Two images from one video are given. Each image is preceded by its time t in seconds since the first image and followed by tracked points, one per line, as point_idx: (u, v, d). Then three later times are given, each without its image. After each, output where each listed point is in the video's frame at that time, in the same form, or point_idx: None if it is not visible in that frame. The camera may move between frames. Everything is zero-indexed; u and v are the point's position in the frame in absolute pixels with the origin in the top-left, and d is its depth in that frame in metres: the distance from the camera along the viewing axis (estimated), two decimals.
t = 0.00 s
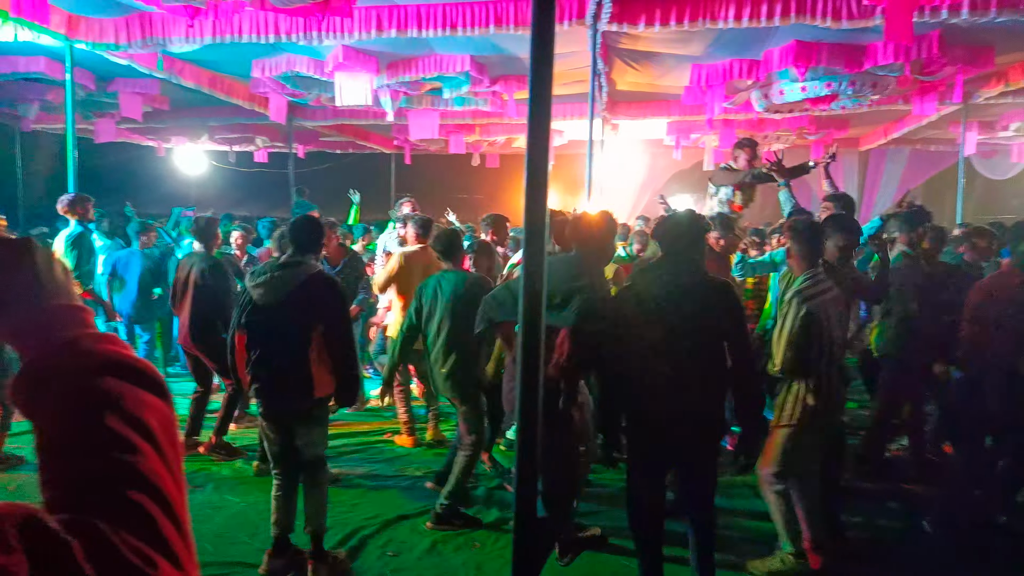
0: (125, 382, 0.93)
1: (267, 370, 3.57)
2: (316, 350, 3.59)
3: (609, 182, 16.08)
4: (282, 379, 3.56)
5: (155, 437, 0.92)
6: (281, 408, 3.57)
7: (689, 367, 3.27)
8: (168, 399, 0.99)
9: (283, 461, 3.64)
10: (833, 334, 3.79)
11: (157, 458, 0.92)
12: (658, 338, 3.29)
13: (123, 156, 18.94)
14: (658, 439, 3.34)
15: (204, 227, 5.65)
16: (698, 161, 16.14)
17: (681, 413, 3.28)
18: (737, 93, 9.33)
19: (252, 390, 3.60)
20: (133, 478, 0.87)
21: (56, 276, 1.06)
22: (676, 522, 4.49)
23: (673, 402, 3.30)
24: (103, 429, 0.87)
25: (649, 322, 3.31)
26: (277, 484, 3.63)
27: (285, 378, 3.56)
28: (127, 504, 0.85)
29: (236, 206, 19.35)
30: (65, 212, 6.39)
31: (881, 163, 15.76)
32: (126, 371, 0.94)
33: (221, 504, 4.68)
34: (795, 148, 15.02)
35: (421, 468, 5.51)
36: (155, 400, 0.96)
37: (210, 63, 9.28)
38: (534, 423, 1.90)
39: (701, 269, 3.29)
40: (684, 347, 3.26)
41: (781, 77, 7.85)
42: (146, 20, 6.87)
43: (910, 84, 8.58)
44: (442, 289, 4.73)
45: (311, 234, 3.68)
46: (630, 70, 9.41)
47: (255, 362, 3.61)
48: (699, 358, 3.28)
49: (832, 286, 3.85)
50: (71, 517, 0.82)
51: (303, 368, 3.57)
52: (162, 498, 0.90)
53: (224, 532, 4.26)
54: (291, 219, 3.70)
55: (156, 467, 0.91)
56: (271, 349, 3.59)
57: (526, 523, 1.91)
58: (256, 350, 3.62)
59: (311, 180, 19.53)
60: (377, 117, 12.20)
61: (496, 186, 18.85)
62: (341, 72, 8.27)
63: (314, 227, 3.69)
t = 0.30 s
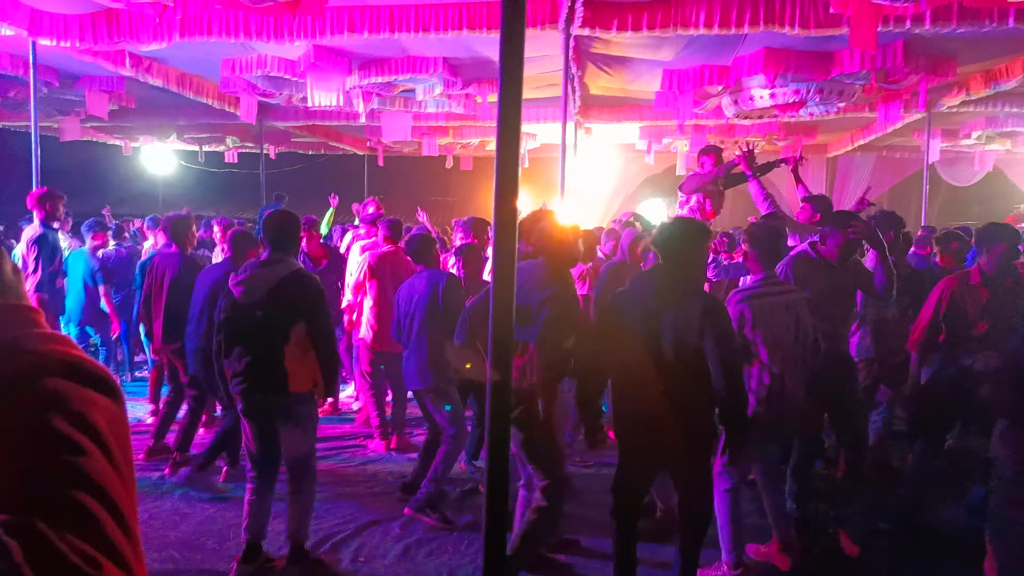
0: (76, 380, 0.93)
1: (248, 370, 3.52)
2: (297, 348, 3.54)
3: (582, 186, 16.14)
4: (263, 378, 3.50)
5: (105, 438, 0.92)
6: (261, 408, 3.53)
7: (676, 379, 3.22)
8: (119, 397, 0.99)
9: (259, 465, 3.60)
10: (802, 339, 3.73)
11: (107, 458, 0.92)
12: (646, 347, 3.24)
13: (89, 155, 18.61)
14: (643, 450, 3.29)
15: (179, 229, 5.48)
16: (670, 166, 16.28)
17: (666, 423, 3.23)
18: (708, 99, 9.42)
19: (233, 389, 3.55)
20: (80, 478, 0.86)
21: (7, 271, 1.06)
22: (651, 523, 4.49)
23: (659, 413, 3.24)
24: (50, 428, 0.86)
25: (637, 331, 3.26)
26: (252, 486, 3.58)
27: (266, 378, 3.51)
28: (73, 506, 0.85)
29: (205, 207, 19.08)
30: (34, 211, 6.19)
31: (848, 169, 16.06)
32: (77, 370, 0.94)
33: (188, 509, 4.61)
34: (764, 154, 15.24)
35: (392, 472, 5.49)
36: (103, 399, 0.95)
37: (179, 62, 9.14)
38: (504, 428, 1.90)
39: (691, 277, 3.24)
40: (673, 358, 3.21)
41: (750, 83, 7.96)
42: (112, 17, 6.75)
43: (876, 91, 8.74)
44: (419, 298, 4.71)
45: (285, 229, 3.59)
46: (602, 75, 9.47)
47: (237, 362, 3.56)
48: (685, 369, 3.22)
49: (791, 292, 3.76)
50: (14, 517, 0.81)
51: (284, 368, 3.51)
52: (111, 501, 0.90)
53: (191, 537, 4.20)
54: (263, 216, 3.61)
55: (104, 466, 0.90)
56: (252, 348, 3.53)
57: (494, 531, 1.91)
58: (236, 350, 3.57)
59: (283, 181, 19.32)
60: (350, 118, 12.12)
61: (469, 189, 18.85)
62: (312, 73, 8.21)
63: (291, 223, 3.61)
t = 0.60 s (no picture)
0: (69, 384, 0.93)
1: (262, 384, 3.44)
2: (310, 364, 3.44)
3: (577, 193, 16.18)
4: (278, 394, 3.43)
5: (99, 441, 0.93)
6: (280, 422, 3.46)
7: (689, 376, 3.22)
8: (112, 400, 0.99)
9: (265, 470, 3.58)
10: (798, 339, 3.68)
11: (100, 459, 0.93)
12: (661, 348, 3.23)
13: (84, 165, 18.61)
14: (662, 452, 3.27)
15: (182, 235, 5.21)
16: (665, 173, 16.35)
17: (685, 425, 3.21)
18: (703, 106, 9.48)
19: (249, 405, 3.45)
20: (69, 479, 0.87)
21: None
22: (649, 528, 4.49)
23: (676, 412, 3.23)
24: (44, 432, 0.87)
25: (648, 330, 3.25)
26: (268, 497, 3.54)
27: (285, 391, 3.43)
28: (70, 511, 0.86)
29: (201, 216, 19.08)
30: (25, 221, 6.20)
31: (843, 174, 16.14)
32: (70, 374, 0.94)
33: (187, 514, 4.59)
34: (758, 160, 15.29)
35: (390, 480, 5.47)
36: (98, 403, 0.96)
37: (174, 71, 9.16)
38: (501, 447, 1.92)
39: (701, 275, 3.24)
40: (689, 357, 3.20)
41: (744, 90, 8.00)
42: (108, 27, 6.76)
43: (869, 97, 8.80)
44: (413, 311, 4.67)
45: (296, 245, 3.50)
46: (597, 83, 9.51)
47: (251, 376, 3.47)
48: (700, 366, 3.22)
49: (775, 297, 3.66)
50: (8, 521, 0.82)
51: (297, 382, 3.43)
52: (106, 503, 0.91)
53: (191, 540, 4.19)
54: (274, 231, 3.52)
55: (97, 470, 0.91)
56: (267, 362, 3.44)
57: (495, 552, 1.90)
58: (252, 363, 3.48)
59: (279, 190, 19.33)
60: (346, 126, 12.14)
61: (465, 197, 18.89)
62: (308, 81, 8.25)
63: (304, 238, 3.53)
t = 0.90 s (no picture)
0: (61, 375, 0.84)
1: (277, 377, 3.34)
2: (330, 359, 3.42)
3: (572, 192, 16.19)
4: (294, 388, 3.35)
5: (100, 445, 0.84)
6: (290, 419, 3.37)
7: (672, 383, 3.22)
8: (110, 394, 0.90)
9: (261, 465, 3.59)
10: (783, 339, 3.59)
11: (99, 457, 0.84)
12: (644, 355, 3.23)
13: (77, 160, 18.54)
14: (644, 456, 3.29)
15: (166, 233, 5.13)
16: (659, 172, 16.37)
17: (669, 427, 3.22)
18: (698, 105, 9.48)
19: (264, 400, 3.35)
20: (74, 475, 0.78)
21: None
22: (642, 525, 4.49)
23: (658, 418, 3.24)
24: (39, 423, 0.78)
25: (630, 337, 3.25)
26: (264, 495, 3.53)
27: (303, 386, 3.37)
28: (73, 518, 0.77)
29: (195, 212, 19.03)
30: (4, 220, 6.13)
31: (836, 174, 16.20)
32: (60, 363, 0.85)
33: (181, 510, 4.59)
34: (752, 160, 15.33)
35: (384, 477, 5.48)
36: (94, 399, 0.87)
37: (168, 67, 9.11)
38: (493, 453, 1.91)
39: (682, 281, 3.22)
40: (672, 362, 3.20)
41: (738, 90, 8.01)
42: (101, 21, 6.72)
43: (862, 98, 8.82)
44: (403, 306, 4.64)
45: (316, 243, 3.45)
46: (593, 81, 9.51)
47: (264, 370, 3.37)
48: (683, 373, 3.22)
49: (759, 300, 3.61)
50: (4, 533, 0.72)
51: (312, 379, 3.37)
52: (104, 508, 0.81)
53: (185, 535, 4.20)
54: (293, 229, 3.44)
55: (97, 466, 0.82)
56: (286, 356, 3.35)
57: (485, 556, 1.90)
58: (264, 357, 3.39)
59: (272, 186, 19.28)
60: (340, 123, 12.12)
61: (459, 194, 18.89)
62: (303, 78, 8.23)
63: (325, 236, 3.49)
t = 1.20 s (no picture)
0: (70, 373, 1.07)
1: (266, 376, 3.32)
2: (318, 363, 3.38)
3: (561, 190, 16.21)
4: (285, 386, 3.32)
5: (102, 429, 1.08)
6: (278, 420, 3.33)
7: (650, 379, 3.22)
8: (112, 382, 1.13)
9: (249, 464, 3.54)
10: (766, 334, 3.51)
11: (102, 443, 1.08)
12: (622, 357, 3.21)
13: (63, 160, 18.43)
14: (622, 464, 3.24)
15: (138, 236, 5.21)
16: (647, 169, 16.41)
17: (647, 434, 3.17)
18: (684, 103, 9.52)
19: (253, 399, 3.32)
20: (78, 467, 1.03)
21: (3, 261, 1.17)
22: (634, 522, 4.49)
23: (635, 411, 3.23)
24: (52, 424, 1.02)
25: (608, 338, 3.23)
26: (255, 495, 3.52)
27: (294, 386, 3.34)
28: (80, 497, 1.03)
29: (183, 211, 18.95)
30: None
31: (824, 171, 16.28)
32: (72, 359, 1.08)
33: (171, 511, 4.57)
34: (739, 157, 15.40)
35: (376, 477, 5.46)
36: (99, 390, 1.11)
37: (153, 67, 9.06)
38: (484, 453, 1.91)
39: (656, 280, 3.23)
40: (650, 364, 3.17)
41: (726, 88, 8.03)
42: (83, 20, 6.67)
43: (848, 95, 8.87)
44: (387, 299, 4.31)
45: (311, 250, 3.49)
46: (580, 80, 9.53)
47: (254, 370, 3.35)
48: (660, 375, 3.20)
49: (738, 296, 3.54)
50: (31, 501, 1.00)
51: (298, 383, 3.35)
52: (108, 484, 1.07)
53: (175, 537, 4.18)
54: (288, 234, 3.49)
55: (98, 452, 1.06)
56: (276, 355, 3.34)
57: (477, 556, 1.90)
58: (254, 357, 3.37)
59: (261, 185, 19.20)
60: (327, 122, 12.07)
61: (449, 193, 18.86)
62: (289, 77, 8.19)
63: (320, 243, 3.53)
